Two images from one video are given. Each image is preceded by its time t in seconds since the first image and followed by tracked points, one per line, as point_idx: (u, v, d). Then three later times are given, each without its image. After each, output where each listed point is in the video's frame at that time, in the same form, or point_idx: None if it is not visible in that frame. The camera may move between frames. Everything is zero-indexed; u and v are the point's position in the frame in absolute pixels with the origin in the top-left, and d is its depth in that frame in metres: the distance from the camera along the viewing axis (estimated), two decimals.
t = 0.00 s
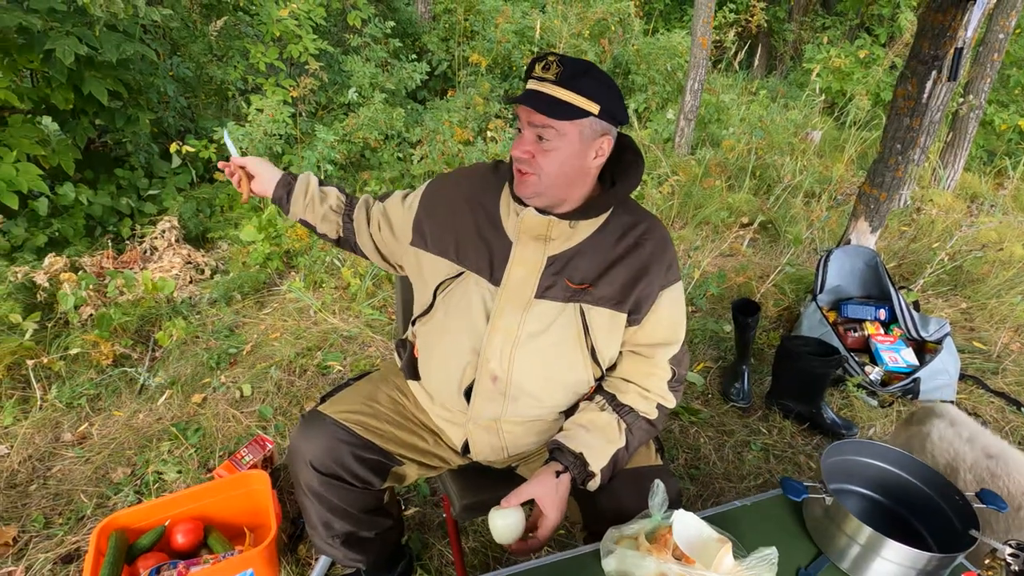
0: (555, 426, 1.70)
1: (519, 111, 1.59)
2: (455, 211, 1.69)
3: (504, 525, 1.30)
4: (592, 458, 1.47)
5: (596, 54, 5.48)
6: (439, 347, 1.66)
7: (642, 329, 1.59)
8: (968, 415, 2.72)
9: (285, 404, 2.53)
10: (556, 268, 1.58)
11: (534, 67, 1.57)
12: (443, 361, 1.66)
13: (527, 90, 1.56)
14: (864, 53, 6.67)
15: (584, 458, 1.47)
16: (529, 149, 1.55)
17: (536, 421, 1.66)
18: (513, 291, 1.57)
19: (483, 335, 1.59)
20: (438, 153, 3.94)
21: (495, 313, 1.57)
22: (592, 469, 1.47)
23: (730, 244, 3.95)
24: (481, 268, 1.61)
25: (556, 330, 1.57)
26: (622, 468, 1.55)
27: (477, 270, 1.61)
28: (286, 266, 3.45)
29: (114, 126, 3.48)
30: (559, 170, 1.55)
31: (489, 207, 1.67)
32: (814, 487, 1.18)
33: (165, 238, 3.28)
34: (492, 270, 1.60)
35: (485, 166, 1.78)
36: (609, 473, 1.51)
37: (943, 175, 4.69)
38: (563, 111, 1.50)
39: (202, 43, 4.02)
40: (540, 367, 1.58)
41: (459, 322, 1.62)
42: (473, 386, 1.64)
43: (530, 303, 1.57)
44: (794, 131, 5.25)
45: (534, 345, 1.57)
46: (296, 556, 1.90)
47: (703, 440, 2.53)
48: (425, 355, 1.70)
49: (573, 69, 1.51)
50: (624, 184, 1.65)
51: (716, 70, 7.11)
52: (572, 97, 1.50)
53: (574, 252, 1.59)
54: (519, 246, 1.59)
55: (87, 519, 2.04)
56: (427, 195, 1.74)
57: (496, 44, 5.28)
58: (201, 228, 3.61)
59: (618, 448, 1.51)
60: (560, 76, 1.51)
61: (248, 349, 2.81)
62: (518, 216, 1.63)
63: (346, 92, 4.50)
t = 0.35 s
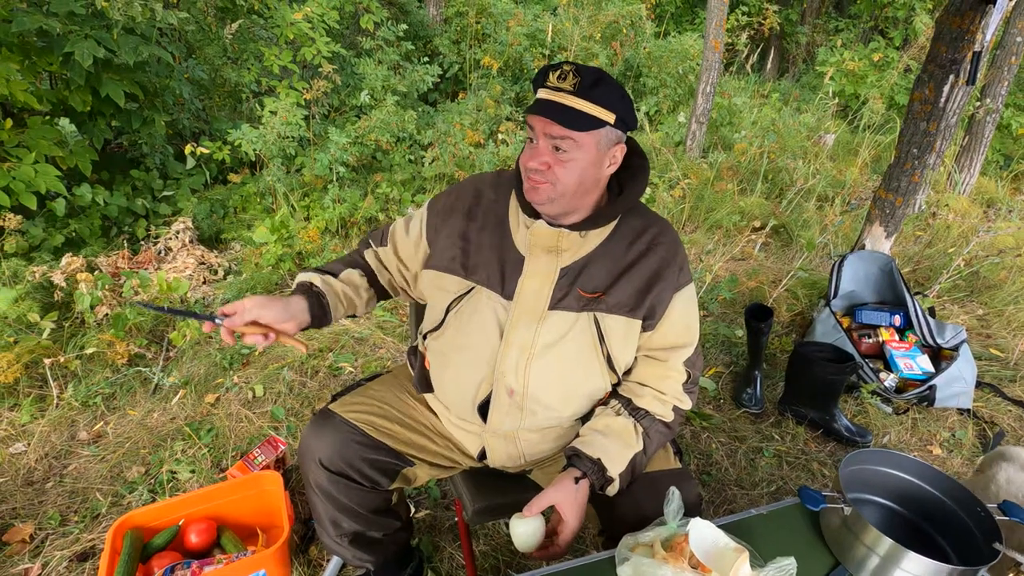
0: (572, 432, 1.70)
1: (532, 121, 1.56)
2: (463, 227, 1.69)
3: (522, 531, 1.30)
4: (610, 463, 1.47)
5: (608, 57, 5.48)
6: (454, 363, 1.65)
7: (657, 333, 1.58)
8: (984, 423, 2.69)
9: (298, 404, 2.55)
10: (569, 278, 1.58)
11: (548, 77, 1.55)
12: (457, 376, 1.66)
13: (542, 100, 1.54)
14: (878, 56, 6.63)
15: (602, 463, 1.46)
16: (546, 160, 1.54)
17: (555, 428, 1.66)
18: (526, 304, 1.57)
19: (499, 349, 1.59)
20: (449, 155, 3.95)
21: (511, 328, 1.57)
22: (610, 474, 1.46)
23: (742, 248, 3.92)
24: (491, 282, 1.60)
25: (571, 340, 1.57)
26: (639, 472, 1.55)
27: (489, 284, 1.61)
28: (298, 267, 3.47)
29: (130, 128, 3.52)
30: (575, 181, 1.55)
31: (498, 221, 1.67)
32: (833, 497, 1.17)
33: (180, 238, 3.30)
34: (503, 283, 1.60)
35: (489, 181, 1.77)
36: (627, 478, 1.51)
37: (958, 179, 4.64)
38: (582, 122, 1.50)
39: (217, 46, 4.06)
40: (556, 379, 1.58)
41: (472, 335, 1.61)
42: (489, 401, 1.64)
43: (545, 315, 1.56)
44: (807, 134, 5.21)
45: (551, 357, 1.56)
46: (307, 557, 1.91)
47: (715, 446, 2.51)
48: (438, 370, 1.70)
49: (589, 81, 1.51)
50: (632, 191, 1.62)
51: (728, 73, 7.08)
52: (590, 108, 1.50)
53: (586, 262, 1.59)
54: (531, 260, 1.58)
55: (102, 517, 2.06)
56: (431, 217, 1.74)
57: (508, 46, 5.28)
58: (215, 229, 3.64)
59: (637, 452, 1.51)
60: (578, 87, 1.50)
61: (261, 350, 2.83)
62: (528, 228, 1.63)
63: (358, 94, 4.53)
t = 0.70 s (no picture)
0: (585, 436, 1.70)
1: (531, 131, 1.50)
2: (463, 243, 1.64)
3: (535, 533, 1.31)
4: (621, 465, 1.46)
5: (615, 58, 5.47)
6: (465, 383, 1.65)
7: (667, 336, 1.58)
8: (995, 428, 2.66)
9: (304, 404, 2.56)
10: (576, 288, 1.57)
11: (546, 84, 1.49)
12: (469, 395, 1.66)
13: (541, 108, 1.48)
14: (888, 58, 6.59)
15: (613, 464, 1.45)
16: (548, 172, 1.49)
17: (571, 437, 1.67)
18: (535, 319, 1.56)
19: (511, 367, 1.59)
20: (456, 156, 3.95)
21: (521, 345, 1.57)
22: (621, 476, 1.45)
23: (750, 250, 3.90)
24: (496, 299, 1.60)
25: (582, 352, 1.57)
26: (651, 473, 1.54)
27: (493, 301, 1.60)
28: (305, 267, 3.49)
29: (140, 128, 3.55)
30: (579, 191, 1.50)
31: (498, 232, 1.63)
32: (841, 500, 1.17)
33: (188, 238, 3.32)
34: (509, 298, 1.59)
35: (482, 190, 1.71)
36: (639, 479, 1.50)
37: (969, 182, 4.60)
38: (585, 131, 1.44)
39: (227, 48, 4.09)
40: (569, 392, 1.59)
41: (481, 352, 1.61)
42: (503, 418, 1.64)
43: (554, 329, 1.56)
44: (815, 136, 5.19)
45: (563, 370, 1.57)
46: (313, 556, 1.92)
47: (722, 448, 2.50)
48: (448, 390, 1.70)
49: (590, 87, 1.45)
50: (633, 193, 1.59)
51: (736, 75, 7.06)
52: (592, 115, 1.44)
53: (593, 271, 1.57)
54: (538, 275, 1.57)
55: (110, 515, 2.07)
56: (426, 240, 1.68)
57: (515, 47, 5.29)
58: (223, 229, 3.67)
59: (648, 454, 1.50)
60: (578, 95, 1.44)
61: (267, 350, 2.84)
62: (532, 241, 1.60)
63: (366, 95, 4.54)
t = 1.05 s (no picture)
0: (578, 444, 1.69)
1: (524, 140, 1.48)
2: (453, 253, 1.62)
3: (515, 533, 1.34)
4: (612, 473, 1.46)
5: (619, 59, 5.47)
6: (456, 395, 1.65)
7: (661, 350, 1.57)
8: (999, 431, 2.64)
9: (305, 402, 2.56)
10: (569, 300, 1.54)
11: (540, 90, 1.46)
12: (461, 407, 1.65)
13: (533, 117, 1.45)
14: (893, 59, 6.56)
15: (603, 472, 1.45)
16: (541, 182, 1.47)
17: (563, 447, 1.67)
18: (526, 333, 1.54)
19: (502, 381, 1.58)
20: (459, 156, 3.95)
21: (512, 359, 1.55)
22: (611, 484, 1.46)
23: (753, 251, 3.89)
24: (486, 311, 1.58)
25: (574, 366, 1.56)
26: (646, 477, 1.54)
27: (482, 312, 1.58)
28: (307, 266, 3.50)
29: (144, 127, 3.57)
30: (573, 202, 1.49)
31: (489, 241, 1.61)
32: (839, 500, 1.16)
33: (192, 237, 3.34)
34: (499, 311, 1.57)
35: (471, 195, 1.69)
36: (631, 485, 1.50)
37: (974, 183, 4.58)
38: (579, 142, 1.42)
39: (231, 48, 4.10)
40: (561, 406, 1.58)
41: (472, 364, 1.60)
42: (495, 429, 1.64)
43: (546, 342, 1.54)
44: (819, 137, 5.17)
45: (554, 384, 1.56)
46: (311, 554, 1.92)
47: (722, 449, 2.49)
48: (441, 401, 1.70)
49: (585, 96, 1.43)
50: (630, 201, 1.57)
51: (740, 75, 7.04)
52: (586, 124, 1.41)
53: (585, 283, 1.55)
54: (529, 286, 1.55)
55: (111, 511, 2.08)
56: (415, 248, 1.66)
57: (519, 48, 5.30)
58: (226, 228, 3.69)
59: (642, 462, 1.50)
60: (573, 104, 1.42)
61: (269, 348, 2.85)
62: (523, 252, 1.57)
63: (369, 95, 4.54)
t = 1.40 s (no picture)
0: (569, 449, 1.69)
1: (496, 142, 1.49)
2: (440, 258, 1.63)
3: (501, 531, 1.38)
4: (602, 478, 1.46)
5: (620, 60, 5.47)
6: (446, 400, 1.65)
7: (652, 356, 1.56)
8: (1000, 433, 2.63)
9: (304, 402, 2.57)
10: (557, 305, 1.54)
11: (511, 92, 1.47)
12: (451, 413, 1.65)
13: (507, 117, 1.45)
14: (896, 60, 6.55)
15: (592, 477, 1.46)
16: (514, 183, 1.47)
17: (555, 452, 1.66)
18: (514, 339, 1.54)
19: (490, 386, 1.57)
20: (460, 157, 3.95)
21: (501, 365, 1.55)
22: (601, 489, 1.46)
23: (753, 252, 3.88)
24: (474, 317, 1.58)
25: (563, 372, 1.55)
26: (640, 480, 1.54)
27: (470, 318, 1.58)
28: (308, 266, 3.51)
29: (147, 127, 3.59)
30: (548, 202, 1.48)
31: (477, 247, 1.61)
32: (832, 501, 1.15)
33: (193, 237, 3.34)
34: (487, 317, 1.57)
35: (461, 200, 1.69)
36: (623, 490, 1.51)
37: (977, 185, 4.56)
38: (548, 140, 1.41)
39: (233, 49, 4.10)
40: (550, 411, 1.57)
41: (461, 370, 1.60)
42: (485, 435, 1.64)
43: (535, 348, 1.53)
44: (822, 138, 5.15)
45: (544, 389, 1.55)
46: (308, 553, 1.93)
47: (721, 450, 2.49)
48: (432, 405, 1.70)
49: (553, 95, 1.42)
50: (618, 205, 1.56)
51: (743, 77, 7.03)
52: (556, 123, 1.40)
53: (574, 288, 1.55)
54: (516, 291, 1.54)
55: (110, 509, 2.09)
56: (404, 253, 1.68)
57: (520, 49, 5.31)
58: (228, 228, 3.70)
59: (634, 467, 1.50)
60: (542, 103, 1.42)
61: (269, 348, 2.86)
62: (509, 256, 1.57)
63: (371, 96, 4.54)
